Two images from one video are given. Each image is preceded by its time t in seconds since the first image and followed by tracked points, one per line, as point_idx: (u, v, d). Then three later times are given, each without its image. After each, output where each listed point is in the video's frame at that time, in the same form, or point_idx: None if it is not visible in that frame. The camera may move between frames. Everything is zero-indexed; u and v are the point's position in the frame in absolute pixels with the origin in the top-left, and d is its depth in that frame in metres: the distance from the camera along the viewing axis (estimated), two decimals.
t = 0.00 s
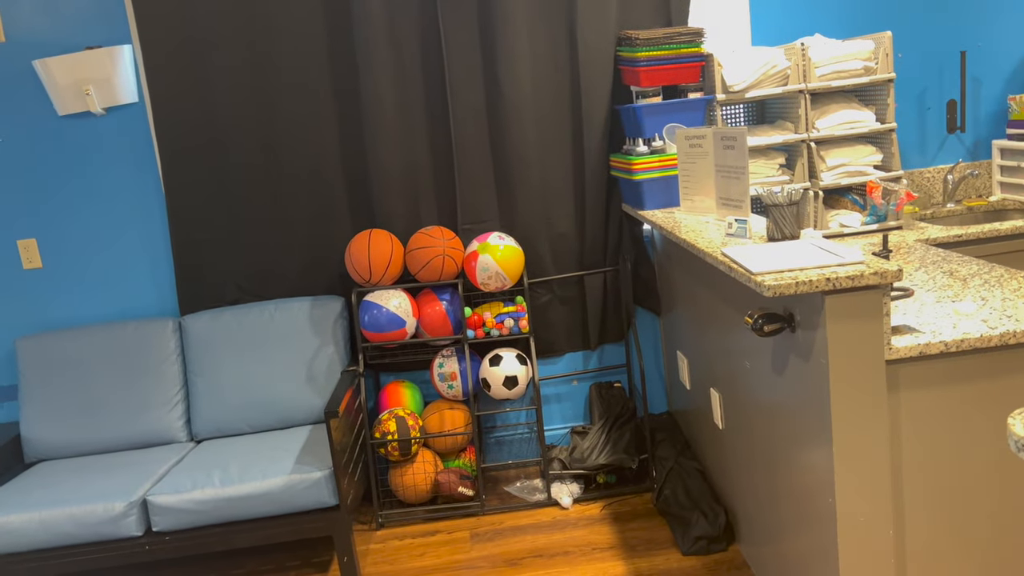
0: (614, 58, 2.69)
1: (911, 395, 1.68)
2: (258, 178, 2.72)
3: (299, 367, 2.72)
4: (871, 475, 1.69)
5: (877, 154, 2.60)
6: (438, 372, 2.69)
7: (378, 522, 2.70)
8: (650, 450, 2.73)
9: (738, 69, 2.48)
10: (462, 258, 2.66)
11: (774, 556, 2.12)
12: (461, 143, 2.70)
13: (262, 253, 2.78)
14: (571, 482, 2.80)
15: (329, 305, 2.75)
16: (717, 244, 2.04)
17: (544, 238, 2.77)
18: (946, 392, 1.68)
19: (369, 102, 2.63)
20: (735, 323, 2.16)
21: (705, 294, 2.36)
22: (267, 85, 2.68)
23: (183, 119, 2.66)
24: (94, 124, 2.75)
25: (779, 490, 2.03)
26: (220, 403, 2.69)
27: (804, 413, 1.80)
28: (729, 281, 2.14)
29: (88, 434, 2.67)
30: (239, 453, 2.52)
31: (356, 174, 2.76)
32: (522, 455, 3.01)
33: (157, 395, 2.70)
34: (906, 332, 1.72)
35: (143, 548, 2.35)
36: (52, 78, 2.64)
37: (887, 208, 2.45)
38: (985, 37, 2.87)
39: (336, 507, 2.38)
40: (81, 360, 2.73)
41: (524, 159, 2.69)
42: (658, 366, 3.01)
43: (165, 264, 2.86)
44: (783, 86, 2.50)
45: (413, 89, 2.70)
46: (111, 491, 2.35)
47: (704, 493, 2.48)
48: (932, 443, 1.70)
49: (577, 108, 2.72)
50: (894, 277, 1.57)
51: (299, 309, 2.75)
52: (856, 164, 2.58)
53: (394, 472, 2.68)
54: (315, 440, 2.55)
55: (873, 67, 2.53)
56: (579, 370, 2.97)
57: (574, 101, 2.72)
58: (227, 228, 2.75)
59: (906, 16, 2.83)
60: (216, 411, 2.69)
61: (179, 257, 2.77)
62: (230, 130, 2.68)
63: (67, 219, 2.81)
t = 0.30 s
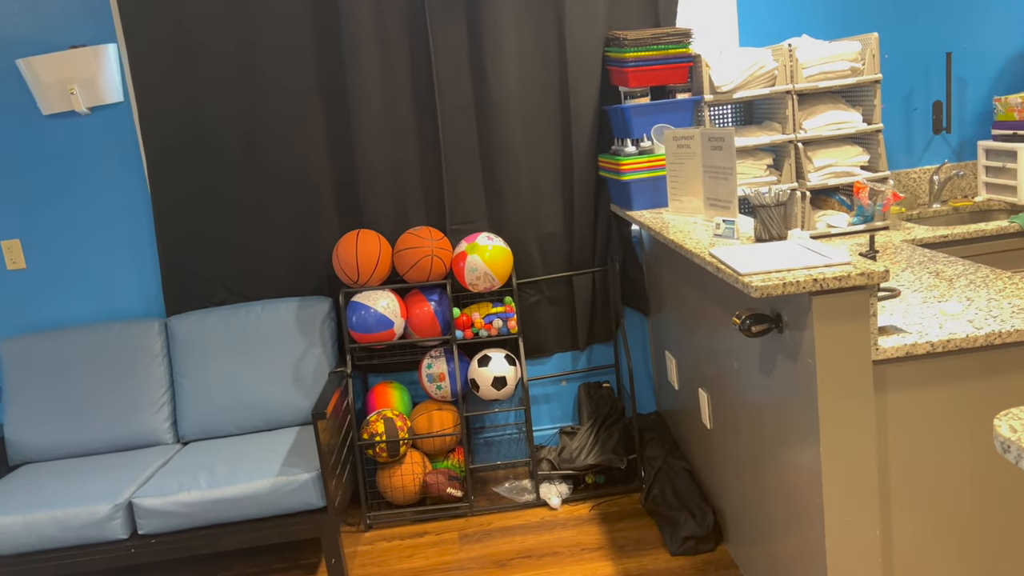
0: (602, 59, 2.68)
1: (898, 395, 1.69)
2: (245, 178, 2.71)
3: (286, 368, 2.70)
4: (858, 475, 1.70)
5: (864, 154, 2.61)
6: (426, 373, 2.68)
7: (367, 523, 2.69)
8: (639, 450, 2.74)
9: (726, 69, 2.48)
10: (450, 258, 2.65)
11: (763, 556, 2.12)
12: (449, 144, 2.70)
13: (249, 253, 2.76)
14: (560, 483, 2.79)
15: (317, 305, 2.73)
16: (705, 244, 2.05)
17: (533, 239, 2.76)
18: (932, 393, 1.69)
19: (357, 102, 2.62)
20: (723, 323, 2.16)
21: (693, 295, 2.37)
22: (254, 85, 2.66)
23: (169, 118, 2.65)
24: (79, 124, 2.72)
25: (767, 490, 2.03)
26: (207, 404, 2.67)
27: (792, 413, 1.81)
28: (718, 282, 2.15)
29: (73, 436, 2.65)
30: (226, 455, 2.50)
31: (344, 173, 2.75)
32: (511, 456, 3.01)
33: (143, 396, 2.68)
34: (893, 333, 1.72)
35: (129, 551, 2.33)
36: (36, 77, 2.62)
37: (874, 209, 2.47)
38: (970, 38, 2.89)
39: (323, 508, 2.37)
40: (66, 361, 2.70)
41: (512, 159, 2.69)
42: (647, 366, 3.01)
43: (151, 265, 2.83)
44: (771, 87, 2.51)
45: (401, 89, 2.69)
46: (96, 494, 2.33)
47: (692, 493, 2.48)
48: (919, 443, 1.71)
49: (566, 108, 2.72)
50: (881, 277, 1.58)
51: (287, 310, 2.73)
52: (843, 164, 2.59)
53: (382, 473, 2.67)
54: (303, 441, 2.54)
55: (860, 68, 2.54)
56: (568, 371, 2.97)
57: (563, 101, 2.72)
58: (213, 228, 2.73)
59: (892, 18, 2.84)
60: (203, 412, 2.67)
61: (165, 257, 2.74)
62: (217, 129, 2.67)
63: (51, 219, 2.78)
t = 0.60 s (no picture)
0: (590, 58, 2.69)
1: (882, 394, 1.70)
2: (232, 177, 2.70)
3: (273, 367, 2.69)
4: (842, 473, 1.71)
5: (850, 154, 2.63)
6: (414, 372, 2.68)
7: (354, 523, 2.69)
8: (626, 449, 2.74)
9: (712, 69, 2.50)
10: (438, 257, 2.65)
11: (749, 554, 2.13)
12: (437, 142, 2.69)
13: (236, 252, 2.75)
14: (548, 482, 2.79)
15: (304, 304, 2.73)
16: (691, 243, 2.05)
17: (520, 237, 2.76)
18: (915, 391, 1.70)
19: (344, 100, 2.61)
20: (709, 322, 2.17)
21: (681, 294, 2.37)
22: (241, 82, 2.65)
23: (154, 116, 2.63)
24: (64, 121, 2.70)
25: (754, 488, 2.04)
26: (193, 404, 2.66)
27: (777, 412, 1.82)
28: (704, 281, 2.15)
29: (57, 436, 2.63)
30: (212, 454, 2.49)
31: (331, 172, 2.74)
32: (499, 455, 3.01)
33: (128, 396, 2.67)
34: (877, 331, 1.73)
35: (114, 551, 2.31)
36: (20, 74, 2.60)
37: (859, 208, 2.45)
38: (954, 39, 2.91)
39: (310, 508, 2.36)
40: (51, 361, 2.68)
41: (500, 158, 2.69)
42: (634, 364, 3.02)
43: (136, 263, 2.82)
44: (757, 87, 2.52)
45: (389, 87, 2.68)
46: (81, 494, 2.32)
47: (679, 491, 2.49)
48: (902, 441, 1.72)
49: (554, 107, 2.72)
50: (865, 276, 1.59)
51: (273, 309, 2.72)
52: (829, 164, 2.61)
53: (369, 472, 2.67)
54: (289, 441, 2.53)
55: (845, 68, 2.55)
56: (556, 370, 2.98)
57: (550, 100, 2.72)
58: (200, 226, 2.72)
59: (878, 18, 2.86)
60: (189, 412, 2.66)
61: (151, 256, 2.73)
62: (203, 127, 2.65)
63: (35, 217, 2.76)
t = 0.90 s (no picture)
0: (580, 49, 2.68)
1: (868, 384, 1.70)
2: (219, 167, 2.68)
3: (261, 359, 2.68)
4: (828, 464, 1.72)
5: (837, 147, 2.65)
6: (402, 364, 2.67)
7: (341, 515, 2.68)
8: (614, 441, 2.75)
9: (701, 61, 2.50)
10: (427, 248, 2.64)
11: (736, 545, 2.13)
12: (426, 133, 2.68)
13: (222, 243, 2.73)
14: (536, 474, 2.79)
15: (291, 296, 2.71)
16: (679, 235, 2.05)
17: (509, 229, 2.76)
18: (901, 382, 1.71)
19: (332, 90, 2.60)
20: (698, 313, 2.17)
21: (669, 285, 2.37)
22: (228, 71, 2.63)
23: (140, 105, 2.61)
24: (48, 110, 2.67)
25: (741, 479, 2.04)
26: (179, 395, 2.65)
27: (764, 403, 1.82)
28: (692, 272, 2.15)
29: (41, 428, 2.61)
30: (199, 446, 2.48)
31: (319, 162, 2.72)
32: (487, 447, 3.01)
33: (114, 387, 2.65)
34: (863, 323, 1.73)
35: (99, 543, 2.30)
36: (3, 62, 2.58)
37: (847, 200, 2.46)
38: (942, 33, 2.92)
39: (297, 500, 2.35)
40: (35, 352, 2.66)
41: (489, 149, 2.68)
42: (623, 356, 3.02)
43: (122, 254, 2.79)
44: (747, 79, 2.53)
45: (377, 77, 2.67)
46: (65, 486, 2.30)
47: (666, 483, 2.49)
48: (889, 431, 1.73)
49: (543, 98, 2.71)
50: (852, 267, 1.59)
51: (261, 300, 2.71)
52: (817, 157, 2.62)
53: (357, 464, 2.66)
54: (277, 432, 2.52)
55: (834, 61, 2.56)
56: (544, 362, 2.98)
57: (540, 91, 2.71)
58: (186, 217, 2.70)
59: (866, 12, 2.86)
60: (175, 403, 2.64)
61: (137, 247, 2.71)
62: (190, 116, 2.63)
63: (19, 207, 2.73)
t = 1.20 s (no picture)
0: (578, 41, 2.67)
1: (865, 377, 1.70)
2: (215, 158, 2.67)
3: (256, 350, 2.67)
4: (824, 456, 1.72)
5: (835, 141, 2.63)
6: (398, 356, 2.67)
7: (337, 506, 2.68)
8: (610, 434, 2.75)
9: (700, 53, 2.49)
10: (423, 240, 2.63)
11: (732, 538, 2.13)
12: (423, 125, 2.67)
13: (218, 234, 2.72)
14: (532, 466, 2.80)
15: (287, 287, 2.70)
16: (677, 227, 2.04)
17: (506, 222, 2.75)
18: (897, 375, 1.71)
19: (329, 81, 2.58)
20: (695, 306, 2.16)
21: (666, 278, 2.37)
22: (224, 61, 2.61)
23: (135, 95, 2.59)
24: (43, 99, 2.66)
25: (737, 472, 2.04)
26: (175, 386, 2.64)
27: (761, 395, 1.82)
28: (690, 265, 2.15)
29: (36, 419, 2.60)
30: (194, 437, 2.47)
31: (316, 154, 2.71)
32: (484, 439, 3.01)
33: (109, 378, 2.64)
34: (861, 316, 1.73)
35: (94, 534, 2.29)
36: None
37: (845, 194, 2.54)
38: (941, 28, 2.92)
39: (293, 491, 2.35)
40: (30, 343, 2.65)
41: (486, 141, 2.67)
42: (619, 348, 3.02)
43: (117, 244, 2.78)
44: (745, 72, 2.52)
45: (374, 68, 2.65)
46: (60, 476, 2.29)
47: (662, 476, 2.49)
48: (885, 424, 1.73)
49: (541, 90, 2.70)
50: (850, 260, 1.59)
51: (256, 291, 2.70)
52: (815, 150, 2.61)
53: (353, 456, 2.66)
54: (272, 424, 2.51)
55: (833, 54, 2.55)
56: (541, 355, 2.97)
57: (538, 83, 2.70)
58: (182, 207, 2.68)
59: (865, 6, 2.86)
60: (171, 394, 2.64)
61: (132, 237, 2.69)
62: (186, 106, 2.62)
63: (13, 196, 2.72)
